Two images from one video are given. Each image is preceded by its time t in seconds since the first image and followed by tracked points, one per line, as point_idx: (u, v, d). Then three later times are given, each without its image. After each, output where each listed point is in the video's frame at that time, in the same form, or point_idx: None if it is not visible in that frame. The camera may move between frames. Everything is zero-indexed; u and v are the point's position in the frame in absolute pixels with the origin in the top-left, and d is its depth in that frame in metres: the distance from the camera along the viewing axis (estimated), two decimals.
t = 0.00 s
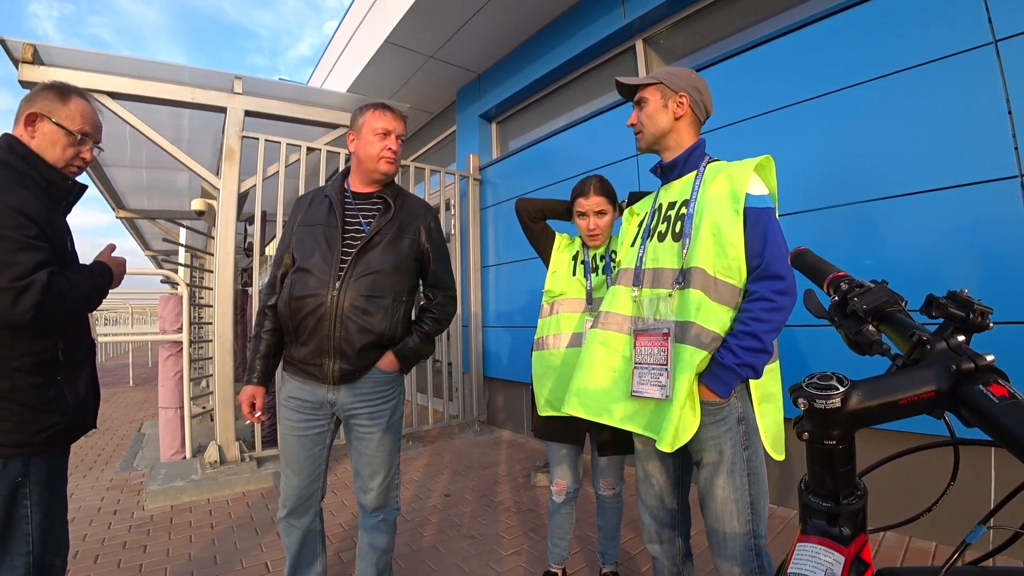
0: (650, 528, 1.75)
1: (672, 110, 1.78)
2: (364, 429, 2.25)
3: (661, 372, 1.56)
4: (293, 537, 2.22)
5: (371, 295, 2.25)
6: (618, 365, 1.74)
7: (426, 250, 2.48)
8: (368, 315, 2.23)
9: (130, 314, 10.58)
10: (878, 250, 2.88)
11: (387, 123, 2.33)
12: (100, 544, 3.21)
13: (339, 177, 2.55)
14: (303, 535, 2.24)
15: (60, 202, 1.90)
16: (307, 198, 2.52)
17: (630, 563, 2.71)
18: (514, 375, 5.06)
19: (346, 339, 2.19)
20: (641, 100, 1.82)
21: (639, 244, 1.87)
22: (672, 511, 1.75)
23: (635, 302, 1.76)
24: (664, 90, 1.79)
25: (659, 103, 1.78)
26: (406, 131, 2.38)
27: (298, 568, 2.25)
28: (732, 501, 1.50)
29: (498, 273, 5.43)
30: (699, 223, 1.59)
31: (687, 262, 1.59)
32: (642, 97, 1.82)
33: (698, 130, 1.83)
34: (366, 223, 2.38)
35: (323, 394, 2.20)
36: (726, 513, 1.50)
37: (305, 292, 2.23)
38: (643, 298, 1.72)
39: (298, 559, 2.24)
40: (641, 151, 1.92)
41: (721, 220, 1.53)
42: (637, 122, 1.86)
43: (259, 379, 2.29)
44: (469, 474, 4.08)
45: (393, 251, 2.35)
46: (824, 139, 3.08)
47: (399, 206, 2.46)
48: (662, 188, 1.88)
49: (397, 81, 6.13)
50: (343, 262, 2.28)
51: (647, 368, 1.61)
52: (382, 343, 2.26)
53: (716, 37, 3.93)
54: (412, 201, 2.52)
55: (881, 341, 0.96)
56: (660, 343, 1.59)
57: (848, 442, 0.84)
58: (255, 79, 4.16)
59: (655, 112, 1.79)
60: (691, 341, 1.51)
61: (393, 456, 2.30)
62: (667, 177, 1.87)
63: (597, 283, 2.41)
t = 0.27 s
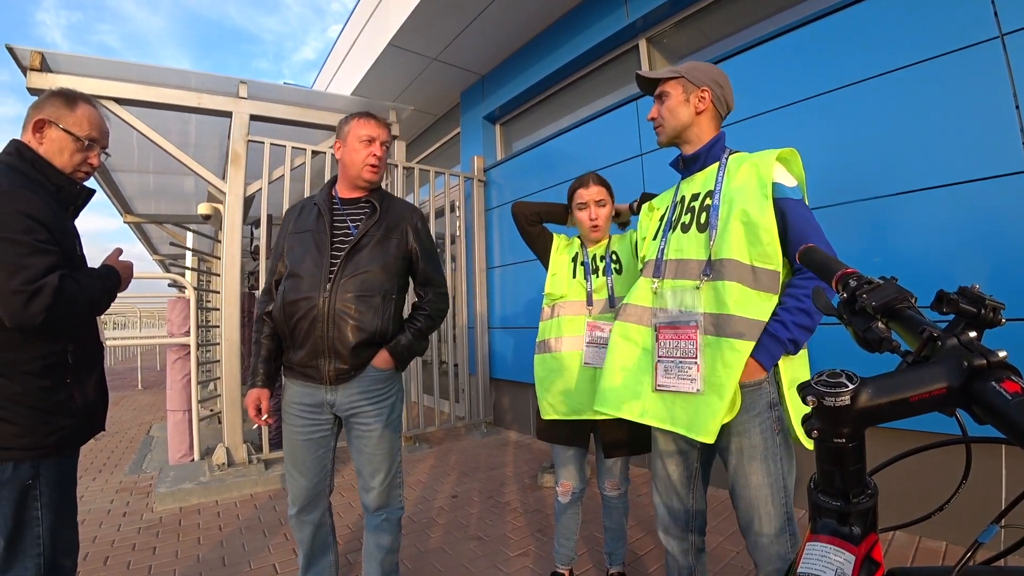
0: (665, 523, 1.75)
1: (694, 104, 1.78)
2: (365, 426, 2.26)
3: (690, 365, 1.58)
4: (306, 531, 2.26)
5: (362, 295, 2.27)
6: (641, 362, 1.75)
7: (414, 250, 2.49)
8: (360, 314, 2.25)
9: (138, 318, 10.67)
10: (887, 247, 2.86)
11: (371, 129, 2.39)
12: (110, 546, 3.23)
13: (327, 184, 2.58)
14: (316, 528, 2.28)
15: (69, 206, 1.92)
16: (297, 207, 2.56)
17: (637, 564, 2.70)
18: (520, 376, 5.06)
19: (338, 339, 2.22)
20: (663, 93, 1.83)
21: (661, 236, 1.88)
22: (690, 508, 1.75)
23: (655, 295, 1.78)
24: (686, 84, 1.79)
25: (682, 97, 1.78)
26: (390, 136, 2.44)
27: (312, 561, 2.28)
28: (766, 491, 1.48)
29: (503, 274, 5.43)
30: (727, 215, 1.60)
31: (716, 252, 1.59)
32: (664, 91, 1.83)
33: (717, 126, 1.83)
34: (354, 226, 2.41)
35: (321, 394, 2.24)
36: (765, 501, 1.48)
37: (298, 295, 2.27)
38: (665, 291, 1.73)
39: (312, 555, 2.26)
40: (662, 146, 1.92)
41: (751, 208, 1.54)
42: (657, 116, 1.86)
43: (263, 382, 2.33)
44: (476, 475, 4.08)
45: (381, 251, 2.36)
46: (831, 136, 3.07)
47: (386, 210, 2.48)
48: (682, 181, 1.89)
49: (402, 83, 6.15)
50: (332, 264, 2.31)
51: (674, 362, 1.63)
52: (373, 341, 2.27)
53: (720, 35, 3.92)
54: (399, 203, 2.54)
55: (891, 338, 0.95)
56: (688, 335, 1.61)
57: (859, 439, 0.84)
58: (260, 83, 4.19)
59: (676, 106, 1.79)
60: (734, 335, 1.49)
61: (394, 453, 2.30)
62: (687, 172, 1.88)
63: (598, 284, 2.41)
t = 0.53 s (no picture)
0: (684, 522, 1.77)
1: (718, 102, 1.79)
2: (361, 421, 2.30)
3: (727, 370, 1.57)
4: (312, 526, 2.31)
5: (352, 297, 2.30)
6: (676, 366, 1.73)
7: (396, 250, 2.52)
8: (351, 315, 2.29)
9: (143, 321, 10.72)
10: (890, 244, 2.86)
11: (349, 138, 2.41)
12: (117, 548, 3.26)
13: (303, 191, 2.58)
14: (321, 523, 2.32)
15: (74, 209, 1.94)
16: (276, 215, 2.53)
17: (642, 563, 2.70)
18: (524, 376, 5.06)
19: (333, 340, 2.26)
20: (686, 90, 1.83)
21: (690, 238, 1.87)
22: (709, 509, 1.76)
23: (690, 300, 1.77)
24: (709, 81, 1.79)
25: (705, 94, 1.79)
26: (367, 144, 2.46)
27: (318, 557, 2.32)
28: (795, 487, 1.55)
29: (506, 274, 5.43)
30: (761, 217, 1.60)
31: (751, 256, 1.59)
32: (687, 88, 1.82)
33: (740, 125, 1.83)
34: (337, 230, 2.43)
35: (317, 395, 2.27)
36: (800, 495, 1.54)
37: (289, 301, 2.29)
38: (701, 296, 1.73)
39: (318, 550, 2.32)
40: (684, 143, 1.91)
41: (785, 211, 1.54)
42: (679, 113, 1.86)
43: (255, 393, 2.39)
44: (480, 475, 4.09)
45: (365, 254, 2.39)
46: (834, 133, 3.07)
47: (366, 213, 2.50)
48: (708, 180, 1.89)
49: (404, 84, 6.16)
50: (321, 270, 2.33)
51: (710, 366, 1.62)
52: (365, 340, 2.32)
53: (720, 33, 3.91)
54: (377, 206, 2.57)
55: (894, 334, 0.95)
56: (725, 339, 1.59)
57: (861, 435, 0.84)
58: (262, 86, 4.21)
59: (699, 102, 1.79)
60: (762, 335, 1.50)
61: (389, 445, 2.35)
62: (710, 172, 1.89)
63: (599, 285, 2.41)
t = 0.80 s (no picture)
0: (701, 513, 1.81)
1: (736, 101, 1.82)
2: (352, 413, 2.32)
3: (753, 375, 1.65)
4: (307, 520, 2.32)
5: (345, 301, 2.33)
6: (705, 369, 1.82)
7: (381, 253, 2.55)
8: (345, 319, 2.32)
9: (143, 321, 10.73)
10: (889, 243, 2.87)
11: (328, 145, 2.42)
12: (118, 548, 3.27)
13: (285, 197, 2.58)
14: (317, 517, 2.34)
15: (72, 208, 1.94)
16: (259, 221, 2.49)
17: (641, 562, 2.70)
18: (524, 376, 5.07)
19: (330, 344, 2.28)
20: (703, 90, 1.85)
21: (712, 243, 1.93)
22: (727, 500, 1.81)
23: (716, 305, 1.84)
24: (727, 80, 1.82)
25: (723, 94, 1.81)
26: (346, 151, 2.48)
27: (316, 552, 2.34)
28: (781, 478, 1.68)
29: (506, 274, 5.44)
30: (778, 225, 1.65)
31: (771, 264, 1.65)
32: (704, 88, 1.85)
33: (761, 122, 1.86)
34: (325, 237, 2.43)
35: (311, 393, 2.30)
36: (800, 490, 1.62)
37: (284, 308, 2.30)
38: (726, 301, 1.80)
39: (314, 543, 2.33)
40: (704, 143, 1.95)
41: (801, 220, 1.58)
42: (698, 113, 1.89)
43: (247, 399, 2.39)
44: (480, 475, 4.10)
45: (353, 259, 2.42)
46: (833, 133, 3.08)
47: (349, 217, 2.51)
48: (729, 181, 1.93)
49: (404, 85, 6.17)
50: (313, 277, 2.34)
51: (738, 371, 1.70)
52: (359, 341, 2.35)
53: (719, 33, 3.92)
54: (359, 210, 2.57)
55: (889, 334, 0.95)
56: (750, 346, 1.66)
57: (854, 433, 0.85)
58: (262, 87, 4.22)
59: (718, 102, 1.82)
60: (781, 344, 1.57)
61: (381, 436, 2.38)
62: (731, 172, 1.92)
63: (599, 286, 2.42)
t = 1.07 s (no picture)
0: (720, 499, 1.86)
1: (748, 102, 1.83)
2: (347, 411, 2.33)
3: (755, 369, 1.69)
4: (303, 520, 2.32)
5: (338, 301, 2.34)
6: (712, 363, 1.88)
7: (373, 254, 2.56)
8: (339, 317, 2.33)
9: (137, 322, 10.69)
10: (882, 243, 2.89)
11: (319, 149, 2.42)
12: (113, 550, 3.26)
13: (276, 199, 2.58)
14: (313, 516, 2.34)
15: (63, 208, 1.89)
16: (253, 224, 2.49)
17: (637, 560, 2.72)
18: (519, 376, 5.08)
19: (324, 342, 2.29)
20: (715, 92, 1.88)
21: (723, 241, 1.96)
22: (745, 487, 1.84)
23: (723, 302, 1.89)
24: (738, 82, 1.83)
25: (735, 95, 1.83)
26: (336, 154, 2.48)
27: (312, 551, 2.34)
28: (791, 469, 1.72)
29: (501, 274, 5.45)
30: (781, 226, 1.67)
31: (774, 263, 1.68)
32: (716, 89, 1.87)
33: (772, 123, 1.87)
34: (317, 238, 2.44)
35: (307, 391, 2.30)
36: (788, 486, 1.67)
37: (279, 307, 2.30)
38: (733, 298, 1.84)
39: (309, 542, 2.33)
40: (715, 144, 1.96)
41: (802, 221, 1.61)
42: (711, 114, 1.91)
43: (245, 397, 2.39)
44: (476, 475, 4.10)
45: (346, 259, 2.42)
46: (826, 133, 3.10)
47: (341, 219, 2.52)
48: (740, 182, 1.95)
49: (399, 84, 6.16)
50: (307, 276, 2.35)
51: (742, 365, 1.75)
52: (352, 338, 2.36)
53: (713, 33, 3.94)
54: (350, 213, 2.57)
55: (876, 332, 0.97)
56: (753, 342, 1.71)
57: (841, 431, 0.86)
58: (257, 87, 4.21)
59: (730, 103, 1.84)
60: (782, 341, 1.61)
61: (376, 430, 2.38)
62: (742, 171, 1.92)
63: (594, 285, 2.42)
